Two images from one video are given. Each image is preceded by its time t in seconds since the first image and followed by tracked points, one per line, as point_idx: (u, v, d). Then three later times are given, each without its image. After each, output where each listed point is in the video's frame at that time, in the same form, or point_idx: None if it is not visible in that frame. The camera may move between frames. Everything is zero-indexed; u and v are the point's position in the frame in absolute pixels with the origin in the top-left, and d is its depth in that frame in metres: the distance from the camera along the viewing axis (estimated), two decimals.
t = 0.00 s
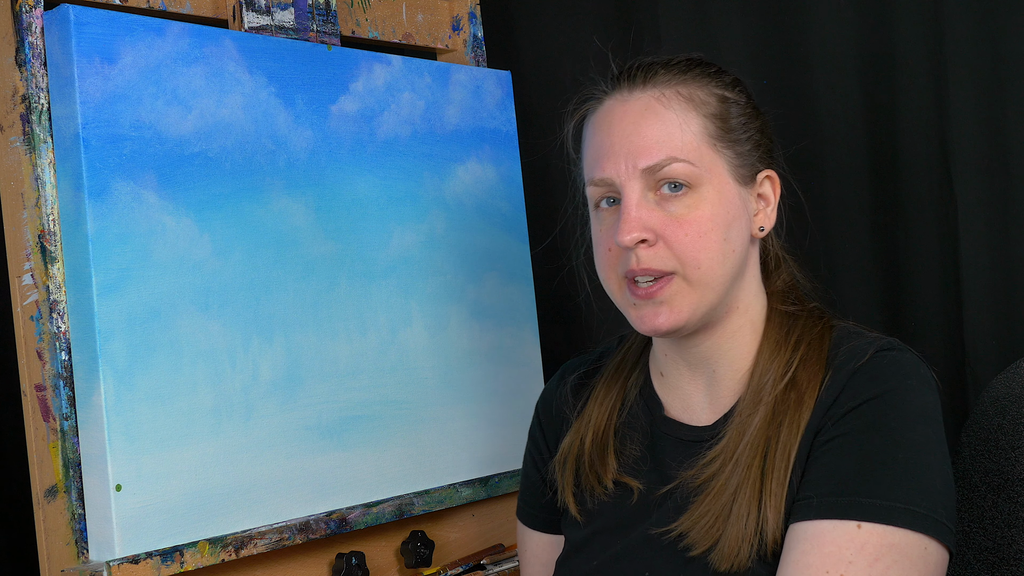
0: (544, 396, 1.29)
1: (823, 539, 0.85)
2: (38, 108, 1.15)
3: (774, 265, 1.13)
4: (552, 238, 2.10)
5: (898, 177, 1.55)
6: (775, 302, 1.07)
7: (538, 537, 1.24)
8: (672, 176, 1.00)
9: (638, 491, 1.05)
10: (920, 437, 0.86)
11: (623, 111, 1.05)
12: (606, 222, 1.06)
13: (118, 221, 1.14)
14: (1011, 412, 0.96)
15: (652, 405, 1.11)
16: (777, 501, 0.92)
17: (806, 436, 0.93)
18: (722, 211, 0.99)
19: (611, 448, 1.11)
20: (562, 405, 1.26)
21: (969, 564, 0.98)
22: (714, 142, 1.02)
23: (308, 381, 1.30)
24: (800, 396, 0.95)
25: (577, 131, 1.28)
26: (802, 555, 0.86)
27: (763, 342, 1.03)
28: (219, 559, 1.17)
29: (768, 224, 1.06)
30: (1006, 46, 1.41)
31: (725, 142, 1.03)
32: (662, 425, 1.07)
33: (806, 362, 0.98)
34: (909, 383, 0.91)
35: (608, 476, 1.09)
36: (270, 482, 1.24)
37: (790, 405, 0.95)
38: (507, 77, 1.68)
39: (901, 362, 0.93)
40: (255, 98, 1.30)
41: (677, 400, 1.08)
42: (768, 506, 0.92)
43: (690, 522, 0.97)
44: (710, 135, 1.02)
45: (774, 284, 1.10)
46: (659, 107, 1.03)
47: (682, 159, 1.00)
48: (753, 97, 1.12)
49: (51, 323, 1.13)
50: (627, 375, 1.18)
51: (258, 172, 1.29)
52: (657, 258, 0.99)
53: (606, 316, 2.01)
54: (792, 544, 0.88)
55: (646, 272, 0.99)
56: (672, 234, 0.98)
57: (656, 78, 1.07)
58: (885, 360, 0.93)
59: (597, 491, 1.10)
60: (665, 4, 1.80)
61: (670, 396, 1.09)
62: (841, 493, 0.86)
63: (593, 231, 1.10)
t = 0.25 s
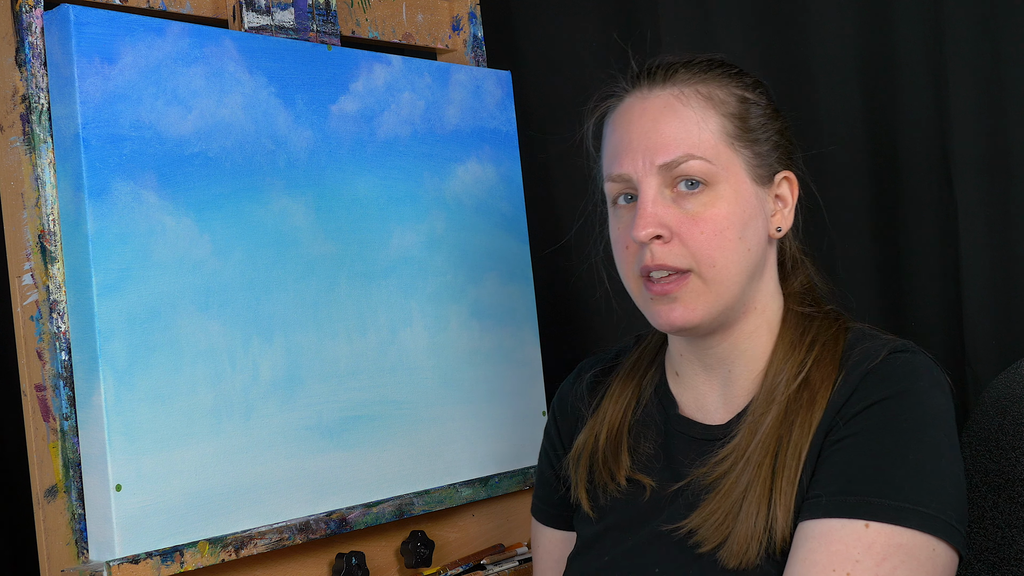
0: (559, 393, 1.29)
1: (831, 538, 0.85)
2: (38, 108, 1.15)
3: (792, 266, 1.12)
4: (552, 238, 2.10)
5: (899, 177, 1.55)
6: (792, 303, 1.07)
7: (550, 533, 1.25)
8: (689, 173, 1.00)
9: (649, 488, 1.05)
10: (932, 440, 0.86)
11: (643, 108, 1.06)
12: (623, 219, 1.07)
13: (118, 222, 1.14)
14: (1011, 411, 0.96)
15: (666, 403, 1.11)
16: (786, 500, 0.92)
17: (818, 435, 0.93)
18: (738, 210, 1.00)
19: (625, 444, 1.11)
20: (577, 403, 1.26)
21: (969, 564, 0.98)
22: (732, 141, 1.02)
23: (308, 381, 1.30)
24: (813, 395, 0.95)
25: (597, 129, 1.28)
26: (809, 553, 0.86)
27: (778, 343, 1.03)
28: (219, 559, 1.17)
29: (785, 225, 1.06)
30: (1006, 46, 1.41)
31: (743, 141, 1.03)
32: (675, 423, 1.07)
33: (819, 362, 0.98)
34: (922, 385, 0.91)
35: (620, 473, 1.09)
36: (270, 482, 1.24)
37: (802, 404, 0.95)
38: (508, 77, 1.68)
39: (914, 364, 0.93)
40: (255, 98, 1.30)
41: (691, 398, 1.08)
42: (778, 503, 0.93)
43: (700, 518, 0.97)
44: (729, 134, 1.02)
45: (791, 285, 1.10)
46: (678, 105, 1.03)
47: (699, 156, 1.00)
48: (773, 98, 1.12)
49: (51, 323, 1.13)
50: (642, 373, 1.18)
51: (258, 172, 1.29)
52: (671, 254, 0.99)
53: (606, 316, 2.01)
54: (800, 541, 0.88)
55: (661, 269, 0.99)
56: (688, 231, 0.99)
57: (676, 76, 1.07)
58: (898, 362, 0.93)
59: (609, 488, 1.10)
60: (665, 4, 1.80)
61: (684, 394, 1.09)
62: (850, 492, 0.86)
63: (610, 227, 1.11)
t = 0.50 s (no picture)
0: (570, 388, 1.30)
1: (843, 534, 0.84)
2: (38, 108, 1.15)
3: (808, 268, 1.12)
4: (553, 238, 2.10)
5: (899, 177, 1.55)
6: (807, 302, 1.07)
7: (557, 528, 1.25)
8: (708, 169, 1.00)
9: (659, 482, 1.06)
10: (945, 436, 0.85)
11: (666, 103, 1.06)
12: (642, 214, 1.07)
13: (118, 222, 1.14)
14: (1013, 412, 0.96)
15: (677, 397, 1.11)
16: (797, 495, 0.92)
17: (828, 431, 0.93)
18: (756, 209, 0.99)
19: (636, 439, 1.12)
20: (587, 397, 1.26)
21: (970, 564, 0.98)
22: (754, 140, 1.02)
23: (308, 380, 1.30)
24: (824, 390, 0.95)
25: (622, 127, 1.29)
26: (821, 550, 0.85)
27: (790, 341, 1.03)
28: (219, 559, 1.17)
29: (803, 226, 1.06)
30: (1006, 45, 1.40)
31: (766, 141, 1.03)
32: (685, 416, 1.07)
33: (830, 358, 0.98)
34: (932, 383, 0.90)
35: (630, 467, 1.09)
36: (270, 482, 1.24)
37: (813, 400, 0.95)
38: (507, 77, 1.68)
39: (925, 362, 0.92)
40: (255, 98, 1.30)
41: (701, 393, 1.08)
42: (788, 498, 0.92)
43: (709, 512, 0.97)
44: (751, 132, 1.02)
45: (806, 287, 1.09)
46: (702, 102, 1.03)
47: (719, 153, 1.00)
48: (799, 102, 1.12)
49: (51, 322, 1.13)
50: (654, 369, 1.19)
51: (258, 172, 1.29)
52: (687, 250, 0.99)
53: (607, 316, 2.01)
54: (812, 538, 0.87)
55: (676, 264, 0.99)
56: (705, 228, 0.98)
57: (702, 74, 1.07)
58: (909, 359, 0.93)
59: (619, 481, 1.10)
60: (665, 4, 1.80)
61: (695, 388, 1.09)
62: (863, 489, 0.85)
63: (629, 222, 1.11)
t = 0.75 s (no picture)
0: (570, 388, 1.29)
1: (842, 538, 0.85)
2: (38, 108, 1.15)
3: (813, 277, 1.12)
4: (553, 238, 2.10)
5: (899, 178, 1.55)
6: (810, 306, 1.07)
7: (556, 526, 1.24)
8: (718, 169, 1.00)
9: (658, 481, 1.05)
10: (944, 440, 0.86)
11: (688, 98, 1.06)
12: (649, 205, 1.08)
13: (118, 222, 1.14)
14: (1012, 412, 0.96)
15: (677, 396, 1.11)
16: (796, 498, 0.92)
17: (827, 433, 0.93)
18: (762, 213, 1.00)
19: (638, 433, 1.11)
20: (587, 397, 1.26)
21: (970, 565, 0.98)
22: (770, 145, 1.02)
23: (308, 380, 1.30)
24: (822, 392, 0.96)
25: (644, 125, 1.29)
26: (819, 553, 0.86)
27: (788, 343, 1.04)
28: (219, 559, 1.17)
29: (811, 235, 1.06)
30: (1006, 45, 1.41)
31: (782, 147, 1.03)
32: (685, 416, 1.08)
33: (830, 361, 0.99)
34: (932, 386, 0.90)
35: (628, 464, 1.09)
36: (270, 482, 1.24)
37: (812, 402, 0.96)
38: (507, 77, 1.68)
39: (924, 364, 0.93)
40: (255, 98, 1.30)
41: (700, 391, 1.08)
42: (786, 501, 0.92)
43: (706, 514, 0.97)
44: (768, 137, 1.02)
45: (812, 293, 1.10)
46: (722, 101, 1.03)
47: (731, 154, 1.00)
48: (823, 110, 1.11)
49: (51, 323, 1.13)
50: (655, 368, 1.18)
51: (258, 172, 1.29)
52: (688, 246, 1.00)
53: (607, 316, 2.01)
54: (809, 541, 0.87)
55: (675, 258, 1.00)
56: (708, 227, 0.99)
57: (728, 72, 1.07)
58: (908, 361, 0.94)
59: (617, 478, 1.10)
60: (665, 4, 1.80)
61: (694, 386, 1.09)
62: (862, 492, 0.86)
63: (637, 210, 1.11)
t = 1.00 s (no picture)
0: (563, 388, 1.29)
1: (834, 544, 0.85)
2: (38, 108, 1.15)
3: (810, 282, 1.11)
4: (553, 238, 2.10)
5: (900, 178, 1.55)
6: (805, 311, 1.06)
7: (550, 529, 1.25)
8: (710, 168, 1.00)
9: (649, 481, 1.06)
10: (937, 444, 0.87)
11: (690, 94, 1.06)
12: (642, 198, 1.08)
13: (118, 222, 1.14)
14: (1011, 412, 0.96)
15: (669, 397, 1.11)
16: (786, 504, 0.92)
17: (817, 438, 0.93)
18: (752, 216, 1.00)
19: (637, 425, 1.11)
20: (580, 397, 1.25)
21: (970, 564, 0.98)
22: (766, 148, 1.01)
23: (308, 380, 1.30)
24: (814, 396, 0.95)
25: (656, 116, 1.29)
26: (811, 559, 0.86)
27: (778, 346, 1.04)
28: (219, 559, 1.17)
29: (804, 241, 1.05)
30: (1006, 45, 1.41)
31: (779, 151, 1.02)
32: (676, 417, 1.07)
33: (821, 365, 0.98)
34: (922, 390, 0.91)
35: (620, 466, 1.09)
36: (270, 481, 1.24)
37: (803, 407, 0.95)
38: (508, 77, 1.68)
39: (915, 367, 0.93)
40: (255, 98, 1.30)
41: (691, 392, 1.08)
42: (777, 506, 0.93)
43: (697, 520, 0.97)
44: (765, 140, 1.02)
45: (808, 297, 1.09)
46: (722, 101, 1.03)
47: (725, 154, 1.00)
48: (830, 119, 1.10)
49: (51, 322, 1.13)
50: (650, 368, 1.18)
51: (258, 172, 1.29)
52: (675, 243, 1.00)
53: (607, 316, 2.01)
54: (800, 546, 0.88)
55: (660, 253, 1.01)
56: (696, 225, 0.99)
57: (733, 72, 1.06)
58: (899, 365, 0.94)
59: (610, 478, 1.10)
60: (665, 4, 1.80)
61: (685, 386, 1.09)
62: (855, 497, 0.86)
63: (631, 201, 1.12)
